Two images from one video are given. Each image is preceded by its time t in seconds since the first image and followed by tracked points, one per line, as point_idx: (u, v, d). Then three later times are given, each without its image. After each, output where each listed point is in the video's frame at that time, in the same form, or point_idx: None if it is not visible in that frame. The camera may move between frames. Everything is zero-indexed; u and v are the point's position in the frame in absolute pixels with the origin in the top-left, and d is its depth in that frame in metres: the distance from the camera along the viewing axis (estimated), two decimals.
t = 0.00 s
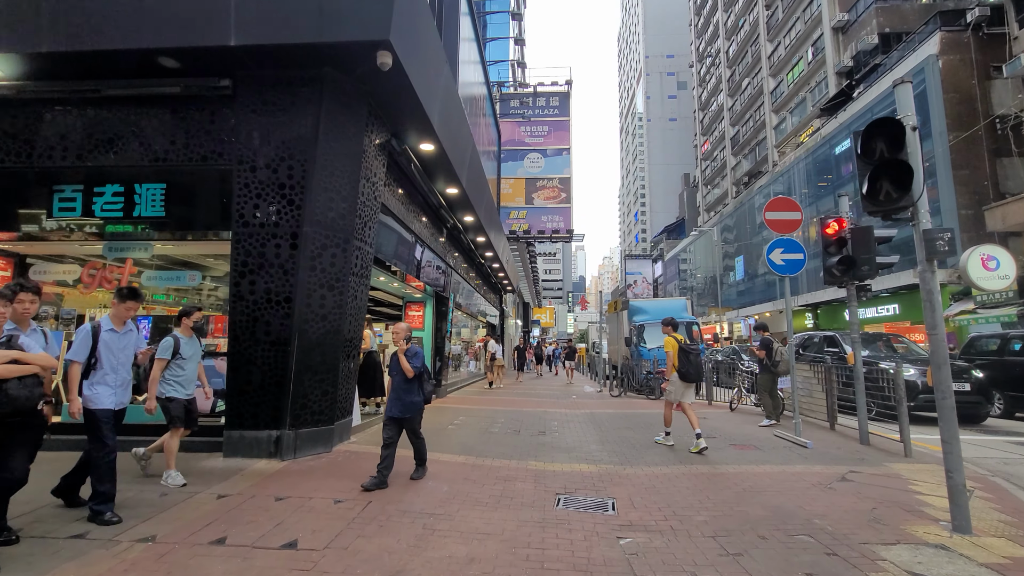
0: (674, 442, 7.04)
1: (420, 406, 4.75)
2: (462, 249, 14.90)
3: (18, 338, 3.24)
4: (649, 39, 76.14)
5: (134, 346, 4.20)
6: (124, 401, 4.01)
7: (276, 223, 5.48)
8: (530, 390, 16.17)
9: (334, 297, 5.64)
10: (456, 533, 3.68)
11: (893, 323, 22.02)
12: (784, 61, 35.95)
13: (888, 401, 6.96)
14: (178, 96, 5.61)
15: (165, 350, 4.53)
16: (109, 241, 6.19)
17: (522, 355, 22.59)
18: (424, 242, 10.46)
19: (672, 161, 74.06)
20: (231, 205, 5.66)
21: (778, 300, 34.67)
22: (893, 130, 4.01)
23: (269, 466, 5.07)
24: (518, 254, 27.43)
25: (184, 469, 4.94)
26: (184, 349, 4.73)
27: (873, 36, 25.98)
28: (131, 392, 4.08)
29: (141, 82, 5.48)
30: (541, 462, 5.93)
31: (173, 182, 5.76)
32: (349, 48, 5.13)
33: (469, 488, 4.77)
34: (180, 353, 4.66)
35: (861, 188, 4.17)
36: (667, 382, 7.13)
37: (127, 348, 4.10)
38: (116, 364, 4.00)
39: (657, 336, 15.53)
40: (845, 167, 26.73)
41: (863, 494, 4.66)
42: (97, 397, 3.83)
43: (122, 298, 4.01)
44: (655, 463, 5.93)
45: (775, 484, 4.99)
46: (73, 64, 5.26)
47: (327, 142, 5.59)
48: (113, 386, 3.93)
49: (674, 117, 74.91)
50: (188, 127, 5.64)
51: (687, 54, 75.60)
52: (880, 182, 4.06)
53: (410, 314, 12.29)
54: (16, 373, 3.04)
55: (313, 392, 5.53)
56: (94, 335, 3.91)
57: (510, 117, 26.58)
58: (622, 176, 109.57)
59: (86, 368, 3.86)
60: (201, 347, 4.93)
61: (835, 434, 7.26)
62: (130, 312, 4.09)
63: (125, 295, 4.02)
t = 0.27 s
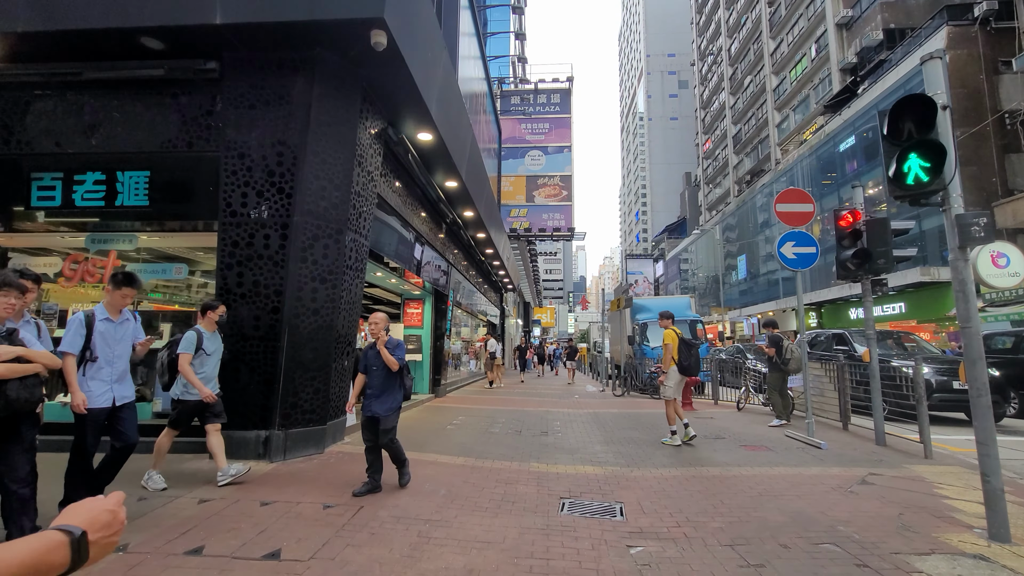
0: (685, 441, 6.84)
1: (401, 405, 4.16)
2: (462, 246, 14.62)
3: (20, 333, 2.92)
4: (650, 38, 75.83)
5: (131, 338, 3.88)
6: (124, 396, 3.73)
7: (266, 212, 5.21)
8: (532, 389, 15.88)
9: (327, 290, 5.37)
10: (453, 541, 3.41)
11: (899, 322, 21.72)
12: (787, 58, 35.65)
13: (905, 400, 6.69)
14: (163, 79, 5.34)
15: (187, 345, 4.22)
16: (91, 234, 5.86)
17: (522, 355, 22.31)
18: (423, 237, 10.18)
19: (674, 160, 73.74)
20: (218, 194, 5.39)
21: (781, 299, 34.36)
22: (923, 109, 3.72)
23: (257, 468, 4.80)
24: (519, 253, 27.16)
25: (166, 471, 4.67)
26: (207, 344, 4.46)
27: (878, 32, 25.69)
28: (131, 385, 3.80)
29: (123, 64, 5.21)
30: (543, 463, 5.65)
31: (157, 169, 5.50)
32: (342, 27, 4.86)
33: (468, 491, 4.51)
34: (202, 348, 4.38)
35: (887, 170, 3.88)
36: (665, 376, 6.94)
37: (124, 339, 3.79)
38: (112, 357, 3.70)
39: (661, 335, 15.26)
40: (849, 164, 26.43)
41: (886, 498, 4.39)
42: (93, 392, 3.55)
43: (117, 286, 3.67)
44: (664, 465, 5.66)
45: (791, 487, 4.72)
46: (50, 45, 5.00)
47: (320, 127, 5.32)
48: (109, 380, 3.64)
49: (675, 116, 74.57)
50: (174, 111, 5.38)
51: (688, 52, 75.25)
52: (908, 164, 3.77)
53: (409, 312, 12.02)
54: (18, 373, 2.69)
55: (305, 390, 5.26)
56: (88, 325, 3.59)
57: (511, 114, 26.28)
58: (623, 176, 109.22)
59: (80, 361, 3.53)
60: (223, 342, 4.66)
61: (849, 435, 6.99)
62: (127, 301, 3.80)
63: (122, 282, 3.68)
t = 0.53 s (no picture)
0: (690, 446, 6.57)
1: (382, 413, 3.81)
2: (461, 244, 14.32)
3: (19, 331, 2.67)
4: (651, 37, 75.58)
5: (130, 344, 3.47)
6: (116, 409, 3.26)
7: (252, 206, 4.91)
8: (533, 390, 15.57)
9: (317, 289, 5.08)
10: (448, 562, 3.10)
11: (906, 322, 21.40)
12: (790, 56, 35.34)
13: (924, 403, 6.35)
14: (142, 65, 5.04)
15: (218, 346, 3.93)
16: (68, 231, 5.54)
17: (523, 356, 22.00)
18: (422, 235, 9.87)
19: (675, 160, 73.44)
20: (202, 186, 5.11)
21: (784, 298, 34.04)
22: (959, 92, 3.42)
23: (241, 478, 4.51)
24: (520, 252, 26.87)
25: (143, 482, 4.37)
26: (237, 345, 4.15)
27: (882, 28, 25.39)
28: (125, 398, 3.36)
29: (100, 49, 4.91)
30: (545, 471, 5.34)
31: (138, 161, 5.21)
32: (330, 9, 4.56)
33: (466, 503, 4.20)
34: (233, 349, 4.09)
35: (920, 156, 3.58)
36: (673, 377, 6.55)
37: (124, 345, 3.39)
38: (106, 364, 3.27)
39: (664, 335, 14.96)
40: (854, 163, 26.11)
41: (915, 511, 4.08)
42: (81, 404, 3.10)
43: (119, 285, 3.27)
44: (674, 473, 5.35)
45: (811, 498, 4.41)
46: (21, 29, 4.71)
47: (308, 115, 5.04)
48: (99, 391, 3.20)
49: (676, 116, 74.30)
50: (155, 100, 5.10)
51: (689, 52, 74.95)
52: (946, 148, 3.46)
53: (407, 312, 11.73)
54: (13, 373, 2.45)
55: (294, 394, 4.97)
56: (83, 328, 3.19)
57: (512, 112, 25.97)
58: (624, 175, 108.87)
59: (69, 369, 3.13)
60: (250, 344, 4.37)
61: (866, 440, 6.68)
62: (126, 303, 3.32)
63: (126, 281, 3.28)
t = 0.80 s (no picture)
0: (698, 449, 6.27)
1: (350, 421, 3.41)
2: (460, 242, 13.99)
3: None
4: (652, 36, 75.30)
5: (129, 342, 3.16)
6: (110, 415, 2.92)
7: (232, 196, 4.61)
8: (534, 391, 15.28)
9: (302, 285, 4.78)
10: None
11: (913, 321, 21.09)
12: (792, 53, 35.01)
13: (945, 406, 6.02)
14: (115, 46, 4.75)
15: (242, 350, 3.68)
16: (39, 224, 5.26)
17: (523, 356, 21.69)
18: (418, 231, 9.56)
19: (675, 159, 73.13)
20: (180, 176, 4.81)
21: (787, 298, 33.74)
22: (999, 66, 3.10)
23: (218, 488, 4.23)
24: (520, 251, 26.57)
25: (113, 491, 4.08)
26: (263, 349, 3.89)
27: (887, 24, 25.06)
28: (121, 403, 3.03)
29: (70, 28, 4.62)
30: (545, 478, 5.03)
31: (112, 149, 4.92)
32: None
33: (458, 515, 3.89)
34: (258, 354, 3.82)
35: (955, 137, 3.23)
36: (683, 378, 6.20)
37: (122, 344, 3.09)
38: (101, 364, 2.97)
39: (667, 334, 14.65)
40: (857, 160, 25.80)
41: (945, 523, 3.77)
42: (70, 408, 2.77)
43: (118, 275, 2.98)
44: (682, 480, 5.06)
45: (830, 509, 4.11)
46: None
47: (293, 100, 4.74)
48: (93, 393, 2.88)
49: (676, 115, 73.99)
50: (129, 84, 4.81)
51: (690, 50, 74.60)
52: (983, 129, 3.12)
53: (404, 311, 11.44)
54: None
55: (277, 396, 4.67)
56: (77, 323, 2.89)
57: (511, 109, 25.64)
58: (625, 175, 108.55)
59: (61, 368, 2.83)
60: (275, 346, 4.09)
61: (882, 444, 6.37)
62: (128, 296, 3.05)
63: (128, 272, 3.00)
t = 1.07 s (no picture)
0: (705, 454, 5.99)
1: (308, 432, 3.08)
2: (458, 239, 13.69)
3: None
4: (652, 35, 74.99)
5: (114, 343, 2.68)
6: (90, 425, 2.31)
7: (210, 187, 4.33)
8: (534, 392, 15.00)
9: (285, 281, 4.48)
10: None
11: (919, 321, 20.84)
12: (795, 51, 34.71)
13: (967, 409, 5.71)
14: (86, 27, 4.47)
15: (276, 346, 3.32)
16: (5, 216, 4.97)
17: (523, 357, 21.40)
18: (415, 228, 9.28)
19: (676, 158, 72.82)
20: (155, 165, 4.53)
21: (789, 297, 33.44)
22: None
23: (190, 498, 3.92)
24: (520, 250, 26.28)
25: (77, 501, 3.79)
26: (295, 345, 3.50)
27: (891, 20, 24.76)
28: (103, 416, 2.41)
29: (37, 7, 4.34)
30: (544, 487, 4.74)
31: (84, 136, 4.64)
32: None
33: (449, 529, 3.60)
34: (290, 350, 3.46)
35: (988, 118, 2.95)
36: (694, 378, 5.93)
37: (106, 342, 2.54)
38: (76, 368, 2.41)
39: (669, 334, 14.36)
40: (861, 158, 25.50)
41: (976, 539, 3.48)
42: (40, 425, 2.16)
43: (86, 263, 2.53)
44: (689, 488, 4.77)
45: (851, 521, 3.81)
46: None
47: (275, 84, 4.45)
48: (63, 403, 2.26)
49: (677, 114, 73.69)
50: (102, 67, 4.53)
51: (691, 49, 74.27)
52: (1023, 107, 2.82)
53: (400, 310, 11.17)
54: None
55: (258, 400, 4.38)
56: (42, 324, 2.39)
57: (511, 106, 25.36)
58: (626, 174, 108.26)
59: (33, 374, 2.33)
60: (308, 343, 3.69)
61: (897, 450, 6.08)
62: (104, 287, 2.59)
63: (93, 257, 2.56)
